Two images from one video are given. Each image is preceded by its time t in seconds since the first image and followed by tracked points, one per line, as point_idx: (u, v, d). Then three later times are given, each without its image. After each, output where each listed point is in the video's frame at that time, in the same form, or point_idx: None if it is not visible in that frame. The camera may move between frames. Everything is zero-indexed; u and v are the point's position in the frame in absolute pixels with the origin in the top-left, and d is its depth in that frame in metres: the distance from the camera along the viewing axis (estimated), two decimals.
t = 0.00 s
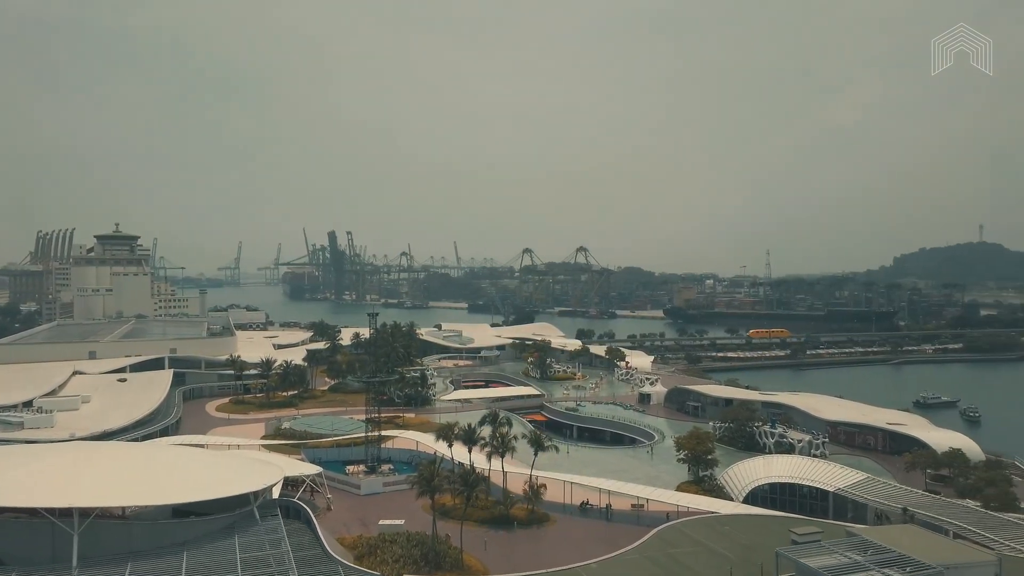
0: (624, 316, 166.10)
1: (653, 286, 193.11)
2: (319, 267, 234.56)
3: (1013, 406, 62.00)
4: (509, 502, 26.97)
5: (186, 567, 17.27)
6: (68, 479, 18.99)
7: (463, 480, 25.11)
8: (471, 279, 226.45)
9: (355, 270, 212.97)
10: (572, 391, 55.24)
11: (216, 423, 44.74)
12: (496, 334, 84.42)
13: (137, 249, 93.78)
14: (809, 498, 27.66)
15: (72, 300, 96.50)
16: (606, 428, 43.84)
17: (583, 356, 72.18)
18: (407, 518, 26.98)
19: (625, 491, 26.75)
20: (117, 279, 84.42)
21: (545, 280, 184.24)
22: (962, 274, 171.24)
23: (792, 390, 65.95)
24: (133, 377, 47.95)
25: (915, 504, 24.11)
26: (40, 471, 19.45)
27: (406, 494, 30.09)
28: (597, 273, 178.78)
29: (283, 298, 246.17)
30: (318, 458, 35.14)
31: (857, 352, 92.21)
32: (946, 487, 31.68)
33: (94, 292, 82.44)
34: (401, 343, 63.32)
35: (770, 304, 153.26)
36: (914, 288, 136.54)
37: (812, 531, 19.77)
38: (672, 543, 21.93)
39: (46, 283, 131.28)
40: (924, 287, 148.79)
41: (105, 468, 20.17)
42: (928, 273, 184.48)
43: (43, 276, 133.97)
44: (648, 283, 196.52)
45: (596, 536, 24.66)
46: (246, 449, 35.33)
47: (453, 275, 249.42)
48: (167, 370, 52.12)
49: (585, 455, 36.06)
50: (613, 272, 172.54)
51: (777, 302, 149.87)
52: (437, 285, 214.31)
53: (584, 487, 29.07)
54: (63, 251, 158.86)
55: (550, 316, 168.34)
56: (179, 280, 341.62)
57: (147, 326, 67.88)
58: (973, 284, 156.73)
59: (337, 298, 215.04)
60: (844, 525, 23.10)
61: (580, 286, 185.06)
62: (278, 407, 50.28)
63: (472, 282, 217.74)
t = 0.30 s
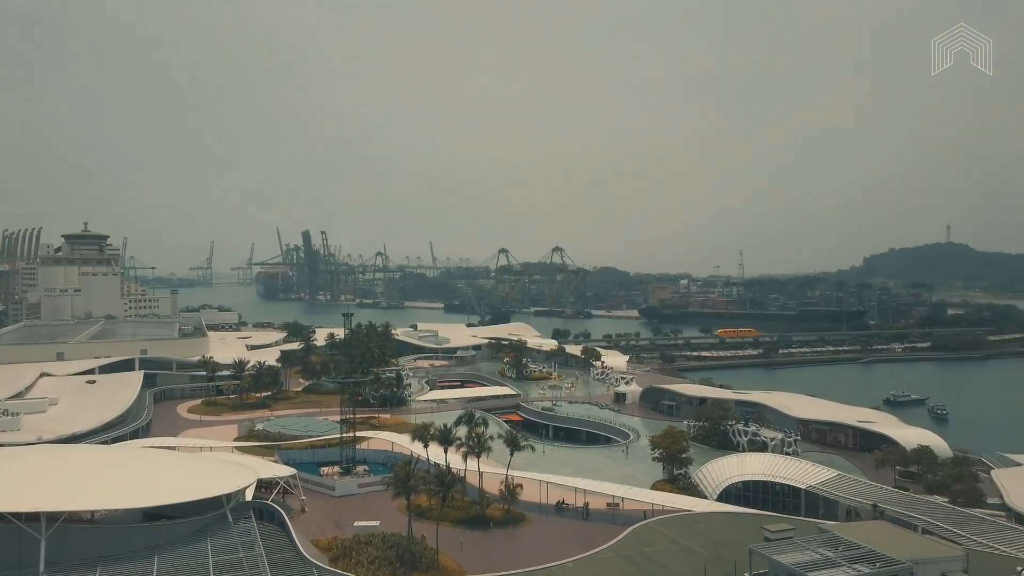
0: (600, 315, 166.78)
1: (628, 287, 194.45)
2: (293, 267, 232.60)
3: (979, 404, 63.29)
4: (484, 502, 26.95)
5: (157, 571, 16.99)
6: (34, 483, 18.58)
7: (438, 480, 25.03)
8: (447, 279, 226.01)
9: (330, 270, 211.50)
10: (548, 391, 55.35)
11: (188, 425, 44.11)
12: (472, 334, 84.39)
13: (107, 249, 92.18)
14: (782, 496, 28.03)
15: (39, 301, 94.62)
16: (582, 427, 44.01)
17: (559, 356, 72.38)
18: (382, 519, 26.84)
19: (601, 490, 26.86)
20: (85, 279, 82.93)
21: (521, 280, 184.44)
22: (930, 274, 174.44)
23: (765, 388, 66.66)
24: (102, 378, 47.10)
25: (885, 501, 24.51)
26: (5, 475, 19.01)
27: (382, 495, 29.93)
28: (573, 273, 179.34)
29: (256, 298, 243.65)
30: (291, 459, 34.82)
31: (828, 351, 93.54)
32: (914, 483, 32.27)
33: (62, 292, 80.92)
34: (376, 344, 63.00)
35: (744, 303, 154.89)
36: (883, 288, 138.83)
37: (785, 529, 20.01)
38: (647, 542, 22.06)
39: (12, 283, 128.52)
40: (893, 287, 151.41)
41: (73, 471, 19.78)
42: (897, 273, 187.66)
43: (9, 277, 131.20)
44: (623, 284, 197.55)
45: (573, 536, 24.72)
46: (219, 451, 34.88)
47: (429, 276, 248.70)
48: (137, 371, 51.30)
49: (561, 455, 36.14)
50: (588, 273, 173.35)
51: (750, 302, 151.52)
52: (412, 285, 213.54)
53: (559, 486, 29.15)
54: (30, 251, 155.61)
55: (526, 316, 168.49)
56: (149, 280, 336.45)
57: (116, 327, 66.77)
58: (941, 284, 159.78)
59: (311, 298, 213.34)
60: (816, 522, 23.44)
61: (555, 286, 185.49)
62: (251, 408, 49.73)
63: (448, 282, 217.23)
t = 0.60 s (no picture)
0: (575, 315, 167.22)
1: (604, 287, 195.27)
2: (267, 267, 230.24)
3: (947, 402, 64.40)
4: (461, 502, 26.87)
5: None
6: None
7: (414, 481, 24.91)
8: (422, 279, 225.22)
9: (304, 269, 209.61)
10: (524, 391, 55.38)
11: (158, 427, 43.44)
12: (447, 334, 84.20)
13: (74, 248, 90.45)
14: (755, 493, 28.32)
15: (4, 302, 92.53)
16: (557, 427, 44.08)
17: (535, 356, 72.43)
18: (357, 521, 26.66)
19: (576, 489, 26.93)
20: (53, 279, 81.28)
21: (496, 280, 184.29)
22: (898, 274, 177.38)
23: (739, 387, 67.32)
24: (70, 380, 46.20)
25: (857, 498, 24.87)
26: None
27: (357, 496, 29.73)
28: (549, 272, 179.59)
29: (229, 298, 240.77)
30: (264, 461, 34.44)
31: (801, 350, 94.70)
32: (885, 479, 32.79)
33: (29, 292, 79.27)
34: (351, 344, 62.59)
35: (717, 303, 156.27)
36: (854, 287, 140.89)
37: (758, 526, 20.20)
38: (623, 540, 22.16)
39: None
40: (864, 287, 153.71)
41: (40, 475, 19.38)
42: (867, 272, 190.51)
43: None
44: (598, 284, 198.32)
45: (549, 535, 24.75)
46: (190, 453, 34.38)
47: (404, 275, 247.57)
48: (107, 373, 50.40)
49: (537, 454, 36.17)
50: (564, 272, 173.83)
51: (724, 302, 152.98)
52: (388, 285, 212.43)
53: (535, 486, 29.17)
54: None
55: (501, 316, 168.37)
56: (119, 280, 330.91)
57: (85, 328, 65.56)
58: (910, 284, 162.44)
59: (285, 298, 211.27)
60: (789, 519, 23.72)
61: (531, 286, 185.65)
62: (223, 409, 49.12)
63: (424, 282, 216.47)
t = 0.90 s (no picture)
0: (551, 315, 167.55)
1: (579, 287, 196.17)
2: (239, 266, 227.74)
3: (916, 400, 65.51)
4: (436, 502, 26.81)
5: None
6: None
7: (389, 482, 24.78)
8: (398, 279, 224.35)
9: (277, 269, 207.63)
10: (500, 391, 55.41)
11: (129, 429, 42.77)
12: (423, 334, 83.99)
13: (41, 248, 88.70)
14: (729, 491, 28.61)
15: None
16: (533, 426, 44.15)
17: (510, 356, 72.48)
18: (331, 522, 26.48)
19: (551, 488, 26.96)
20: (19, 279, 79.55)
21: (472, 280, 184.11)
22: (868, 274, 180.17)
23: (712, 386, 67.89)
24: (37, 382, 45.26)
25: (828, 495, 25.19)
26: None
27: (331, 498, 29.52)
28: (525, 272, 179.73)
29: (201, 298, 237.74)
30: (237, 463, 34.04)
31: (773, 349, 95.82)
32: (855, 476, 33.30)
33: None
34: (326, 345, 62.14)
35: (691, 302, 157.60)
36: (825, 287, 142.78)
37: (731, 523, 20.38)
38: (598, 539, 22.24)
39: None
40: (835, 287, 155.90)
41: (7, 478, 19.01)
42: (837, 272, 193.36)
43: None
44: (574, 283, 198.92)
45: (525, 535, 24.77)
46: (162, 456, 33.93)
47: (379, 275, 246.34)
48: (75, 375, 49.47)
49: (512, 454, 36.19)
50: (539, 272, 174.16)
51: (698, 302, 154.27)
52: (363, 285, 211.19)
53: (511, 486, 29.19)
54: None
55: (477, 316, 168.20)
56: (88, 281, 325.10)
57: (52, 329, 64.34)
58: (880, 284, 165.03)
59: (258, 298, 209.13)
60: (762, 516, 23.97)
61: (507, 285, 185.69)
62: (195, 411, 48.49)
63: (399, 282, 215.59)
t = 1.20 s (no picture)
0: (526, 315, 167.75)
1: (554, 287, 196.75)
2: (210, 266, 224.78)
3: (884, 398, 66.57)
4: (411, 503, 26.69)
5: None
6: None
7: (363, 484, 24.59)
8: (372, 279, 223.23)
9: (250, 269, 205.38)
10: (475, 391, 55.36)
11: (97, 432, 42.03)
12: (397, 334, 83.64)
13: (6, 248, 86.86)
14: (702, 489, 28.88)
15: None
16: (508, 426, 44.18)
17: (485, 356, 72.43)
18: (305, 524, 26.25)
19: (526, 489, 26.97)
20: None
21: (447, 280, 183.72)
22: (838, 274, 182.91)
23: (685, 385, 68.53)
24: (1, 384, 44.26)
25: (799, 492, 25.53)
26: None
27: (305, 500, 29.27)
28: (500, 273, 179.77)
29: (171, 298, 234.34)
30: (209, 465, 33.61)
31: (745, 348, 96.85)
32: (825, 474, 33.80)
33: None
34: (299, 345, 61.60)
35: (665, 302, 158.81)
36: (796, 287, 144.70)
37: (705, 522, 20.57)
38: (573, 538, 22.31)
39: None
40: (805, 287, 157.98)
41: None
42: (808, 272, 195.87)
43: None
44: (549, 284, 199.39)
45: (500, 535, 24.76)
46: (131, 459, 33.34)
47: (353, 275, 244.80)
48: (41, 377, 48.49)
49: (487, 454, 36.18)
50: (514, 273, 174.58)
51: (672, 301, 155.47)
52: (337, 285, 209.62)
53: (486, 486, 29.15)
54: None
55: (452, 316, 167.83)
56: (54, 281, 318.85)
57: (17, 330, 63.01)
58: (849, 284, 167.53)
59: (230, 299, 206.60)
60: (734, 514, 24.21)
61: (482, 286, 185.62)
62: (166, 413, 47.79)
63: (374, 282, 214.43)
